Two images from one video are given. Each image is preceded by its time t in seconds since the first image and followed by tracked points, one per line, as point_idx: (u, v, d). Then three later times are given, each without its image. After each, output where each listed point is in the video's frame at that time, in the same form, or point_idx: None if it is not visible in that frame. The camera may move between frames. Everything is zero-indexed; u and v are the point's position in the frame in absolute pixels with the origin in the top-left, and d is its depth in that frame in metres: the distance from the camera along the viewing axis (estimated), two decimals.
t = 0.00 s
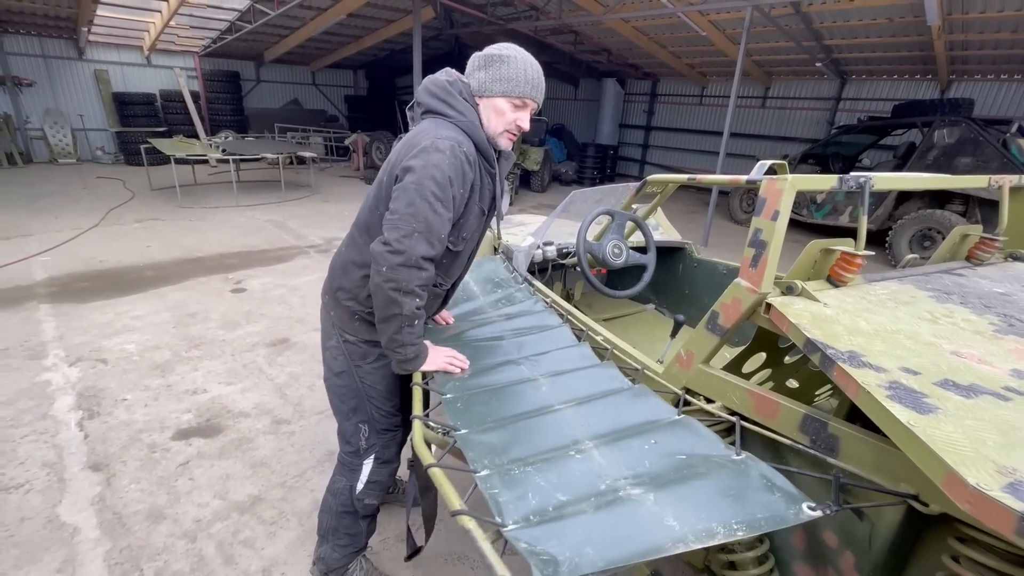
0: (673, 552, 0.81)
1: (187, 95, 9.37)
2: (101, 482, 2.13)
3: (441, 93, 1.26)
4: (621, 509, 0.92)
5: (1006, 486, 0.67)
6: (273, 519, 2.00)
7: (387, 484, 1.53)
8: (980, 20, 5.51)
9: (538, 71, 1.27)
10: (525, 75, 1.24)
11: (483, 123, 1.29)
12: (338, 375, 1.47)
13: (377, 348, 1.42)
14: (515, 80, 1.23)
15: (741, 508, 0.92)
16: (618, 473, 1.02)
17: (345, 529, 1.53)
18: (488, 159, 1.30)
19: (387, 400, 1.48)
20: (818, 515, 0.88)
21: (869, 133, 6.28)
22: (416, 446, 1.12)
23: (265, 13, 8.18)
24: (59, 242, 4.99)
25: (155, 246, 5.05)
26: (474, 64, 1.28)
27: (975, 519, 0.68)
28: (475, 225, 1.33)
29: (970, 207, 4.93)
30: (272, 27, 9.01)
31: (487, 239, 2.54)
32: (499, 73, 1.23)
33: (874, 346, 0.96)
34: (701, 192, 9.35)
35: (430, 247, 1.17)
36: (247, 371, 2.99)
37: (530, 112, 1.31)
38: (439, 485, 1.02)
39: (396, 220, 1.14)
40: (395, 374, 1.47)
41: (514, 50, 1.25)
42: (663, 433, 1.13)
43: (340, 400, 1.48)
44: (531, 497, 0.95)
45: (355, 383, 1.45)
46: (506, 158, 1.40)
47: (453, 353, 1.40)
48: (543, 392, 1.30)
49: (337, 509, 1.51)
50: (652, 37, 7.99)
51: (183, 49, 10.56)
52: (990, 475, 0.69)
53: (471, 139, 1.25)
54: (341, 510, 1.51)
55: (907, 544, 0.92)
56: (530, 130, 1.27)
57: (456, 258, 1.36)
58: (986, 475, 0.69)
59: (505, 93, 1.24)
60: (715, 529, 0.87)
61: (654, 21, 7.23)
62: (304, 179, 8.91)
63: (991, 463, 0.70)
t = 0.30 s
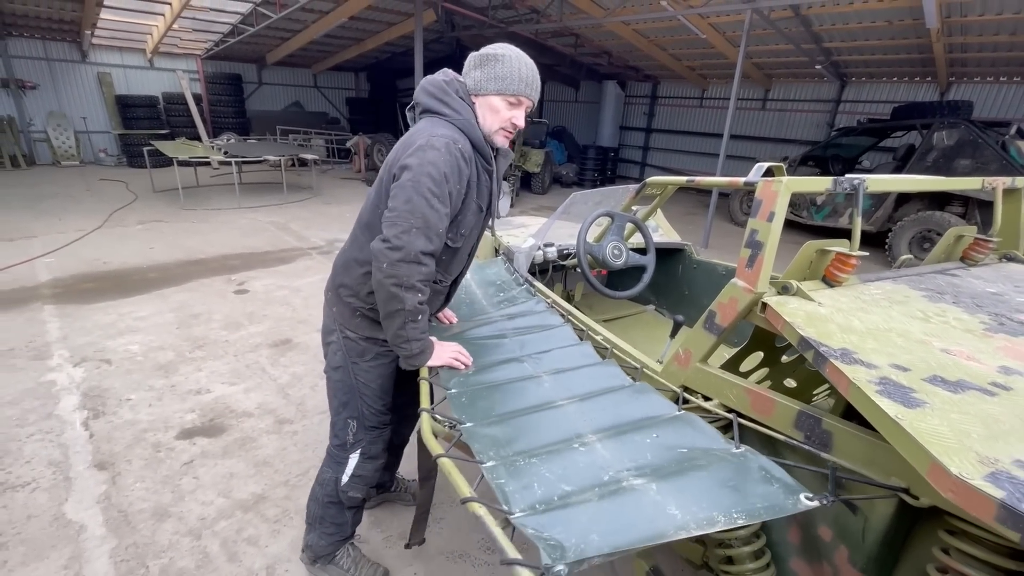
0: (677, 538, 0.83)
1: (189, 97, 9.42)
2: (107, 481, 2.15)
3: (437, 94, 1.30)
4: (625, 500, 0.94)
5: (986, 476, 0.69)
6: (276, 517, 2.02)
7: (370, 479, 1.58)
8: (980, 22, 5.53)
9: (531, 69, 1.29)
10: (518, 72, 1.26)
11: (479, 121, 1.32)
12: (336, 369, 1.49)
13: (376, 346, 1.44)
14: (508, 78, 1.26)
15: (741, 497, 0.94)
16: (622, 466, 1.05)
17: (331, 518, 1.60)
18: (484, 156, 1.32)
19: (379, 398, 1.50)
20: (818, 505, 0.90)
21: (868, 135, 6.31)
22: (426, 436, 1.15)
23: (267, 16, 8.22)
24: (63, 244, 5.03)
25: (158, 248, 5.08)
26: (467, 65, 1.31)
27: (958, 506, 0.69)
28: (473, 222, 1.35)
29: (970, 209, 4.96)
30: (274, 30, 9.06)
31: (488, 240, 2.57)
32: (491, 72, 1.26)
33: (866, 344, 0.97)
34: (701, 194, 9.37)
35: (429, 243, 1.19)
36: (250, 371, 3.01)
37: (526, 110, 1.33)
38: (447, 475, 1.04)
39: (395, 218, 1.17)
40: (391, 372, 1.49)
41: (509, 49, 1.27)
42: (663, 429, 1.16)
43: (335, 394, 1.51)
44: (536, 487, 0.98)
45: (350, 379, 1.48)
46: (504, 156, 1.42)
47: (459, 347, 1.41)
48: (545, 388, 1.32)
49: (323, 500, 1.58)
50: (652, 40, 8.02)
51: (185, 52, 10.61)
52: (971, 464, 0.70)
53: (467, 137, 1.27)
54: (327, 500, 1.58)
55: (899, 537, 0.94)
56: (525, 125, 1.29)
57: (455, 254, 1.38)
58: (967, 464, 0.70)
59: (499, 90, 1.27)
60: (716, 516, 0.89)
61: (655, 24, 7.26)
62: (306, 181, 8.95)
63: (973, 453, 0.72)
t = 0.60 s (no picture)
0: (656, 519, 0.87)
1: (188, 100, 9.46)
2: (111, 477, 2.19)
3: (420, 93, 1.34)
4: (609, 486, 0.98)
5: (939, 453, 0.72)
6: (277, 512, 2.06)
7: (352, 470, 1.64)
8: (973, 26, 5.59)
9: (511, 69, 1.35)
10: (498, 72, 1.32)
11: (461, 118, 1.37)
12: (326, 364, 1.56)
13: (365, 342, 1.50)
14: (490, 78, 1.32)
15: (718, 483, 0.98)
16: (609, 455, 1.09)
17: (313, 504, 1.69)
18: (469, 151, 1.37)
19: (366, 393, 1.57)
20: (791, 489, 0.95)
21: (863, 137, 6.37)
22: (421, 430, 1.20)
23: (267, 19, 8.26)
24: (64, 246, 5.07)
25: (159, 250, 5.12)
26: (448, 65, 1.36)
27: (912, 482, 0.73)
28: (461, 216, 1.40)
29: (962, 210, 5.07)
30: (273, 33, 9.11)
31: (485, 241, 2.62)
32: (473, 72, 1.32)
33: (840, 337, 1.01)
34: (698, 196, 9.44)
35: (424, 238, 1.24)
36: (251, 370, 3.05)
37: (506, 107, 1.39)
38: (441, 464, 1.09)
39: (390, 215, 1.22)
40: (379, 368, 1.55)
41: (488, 50, 1.33)
42: (651, 421, 1.20)
43: (324, 387, 1.57)
44: (525, 475, 1.02)
45: (339, 374, 1.54)
46: (487, 153, 1.48)
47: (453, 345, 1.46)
48: (537, 382, 1.37)
49: (305, 486, 1.66)
50: (650, 43, 8.08)
51: (185, 55, 10.65)
52: (925, 443, 0.73)
53: (451, 134, 1.32)
54: (308, 487, 1.66)
55: (873, 519, 0.98)
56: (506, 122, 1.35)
57: (446, 248, 1.43)
58: (921, 443, 0.73)
59: (481, 89, 1.33)
60: (694, 499, 0.93)
61: (652, 28, 7.32)
62: (305, 183, 9.00)
63: (928, 434, 0.75)
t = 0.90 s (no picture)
0: (651, 482, 0.94)
1: (186, 103, 9.49)
2: (117, 472, 2.25)
3: (403, 89, 1.40)
4: (606, 456, 1.05)
5: (886, 422, 0.78)
6: (279, 505, 2.12)
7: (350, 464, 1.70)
8: (961, 29, 5.70)
9: (499, 79, 1.38)
10: (484, 80, 1.35)
11: (440, 114, 1.42)
12: (325, 362, 1.62)
13: (362, 339, 1.57)
14: (476, 85, 1.35)
15: (707, 455, 1.05)
16: (605, 432, 1.15)
17: (311, 495, 1.75)
18: (448, 145, 1.43)
19: (365, 389, 1.62)
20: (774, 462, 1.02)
21: (854, 139, 6.45)
22: (433, 407, 1.27)
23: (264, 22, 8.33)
24: (65, 248, 5.11)
25: (159, 251, 5.17)
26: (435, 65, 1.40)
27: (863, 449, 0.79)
28: (447, 208, 1.46)
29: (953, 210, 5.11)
30: (271, 36, 9.17)
31: (482, 240, 2.69)
32: (460, 76, 1.35)
33: (811, 325, 1.08)
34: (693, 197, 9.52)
35: (416, 229, 1.31)
36: (252, 369, 3.11)
37: (487, 115, 1.43)
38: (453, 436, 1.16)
39: (382, 211, 1.28)
40: (377, 365, 1.62)
41: (480, 57, 1.36)
42: (646, 403, 1.27)
43: (324, 385, 1.63)
44: (528, 448, 1.08)
45: (338, 372, 1.60)
46: (465, 154, 1.53)
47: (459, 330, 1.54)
48: (537, 369, 1.44)
49: (305, 478, 1.72)
50: (644, 46, 8.16)
51: (183, 58, 10.69)
52: (875, 414, 0.80)
53: (431, 129, 1.38)
54: (309, 479, 1.72)
55: (844, 496, 1.05)
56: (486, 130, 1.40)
57: (436, 239, 1.50)
58: (872, 414, 0.80)
59: (465, 94, 1.36)
60: (685, 468, 1.00)
61: (646, 30, 7.41)
62: (302, 185, 9.06)
63: (879, 406, 0.82)
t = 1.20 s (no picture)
0: (615, 479, 1.01)
1: (181, 106, 9.51)
2: (123, 469, 2.31)
3: (422, 122, 1.48)
4: (578, 456, 1.12)
5: (836, 405, 0.87)
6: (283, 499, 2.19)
7: (349, 468, 1.79)
8: (943, 33, 5.84)
9: (510, 131, 1.47)
10: (497, 131, 1.44)
11: (452, 152, 1.50)
12: (313, 374, 1.68)
13: (351, 351, 1.65)
14: (489, 134, 1.44)
15: (673, 451, 1.12)
16: (581, 433, 1.22)
17: (310, 496, 1.82)
18: (456, 183, 1.52)
19: (357, 396, 1.71)
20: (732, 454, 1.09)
21: (842, 140, 6.58)
22: (411, 421, 1.32)
23: (259, 25, 8.38)
24: (62, 251, 5.14)
25: (156, 254, 5.21)
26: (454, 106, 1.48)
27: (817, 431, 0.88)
28: (445, 240, 1.55)
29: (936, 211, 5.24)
30: (265, 39, 9.21)
31: (477, 242, 2.77)
32: (475, 122, 1.43)
33: (780, 321, 1.16)
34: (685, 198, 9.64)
35: (412, 261, 1.39)
36: (252, 369, 3.17)
37: (494, 161, 1.52)
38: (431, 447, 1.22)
39: (384, 238, 1.36)
40: (366, 372, 1.70)
41: (495, 108, 1.45)
42: (619, 403, 1.34)
43: (316, 396, 1.70)
44: (507, 451, 1.15)
45: (328, 381, 1.68)
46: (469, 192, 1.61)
47: (437, 343, 1.62)
48: (521, 372, 1.51)
49: (305, 481, 1.79)
50: (636, 49, 8.27)
51: (177, 61, 10.71)
52: (827, 399, 0.88)
53: (443, 165, 1.47)
54: (308, 482, 1.79)
55: (813, 477, 1.14)
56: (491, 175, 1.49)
57: (428, 268, 1.59)
58: (824, 399, 0.89)
59: (477, 140, 1.45)
60: (649, 464, 1.07)
61: (638, 34, 7.52)
62: (298, 187, 9.10)
63: (832, 392, 0.90)
